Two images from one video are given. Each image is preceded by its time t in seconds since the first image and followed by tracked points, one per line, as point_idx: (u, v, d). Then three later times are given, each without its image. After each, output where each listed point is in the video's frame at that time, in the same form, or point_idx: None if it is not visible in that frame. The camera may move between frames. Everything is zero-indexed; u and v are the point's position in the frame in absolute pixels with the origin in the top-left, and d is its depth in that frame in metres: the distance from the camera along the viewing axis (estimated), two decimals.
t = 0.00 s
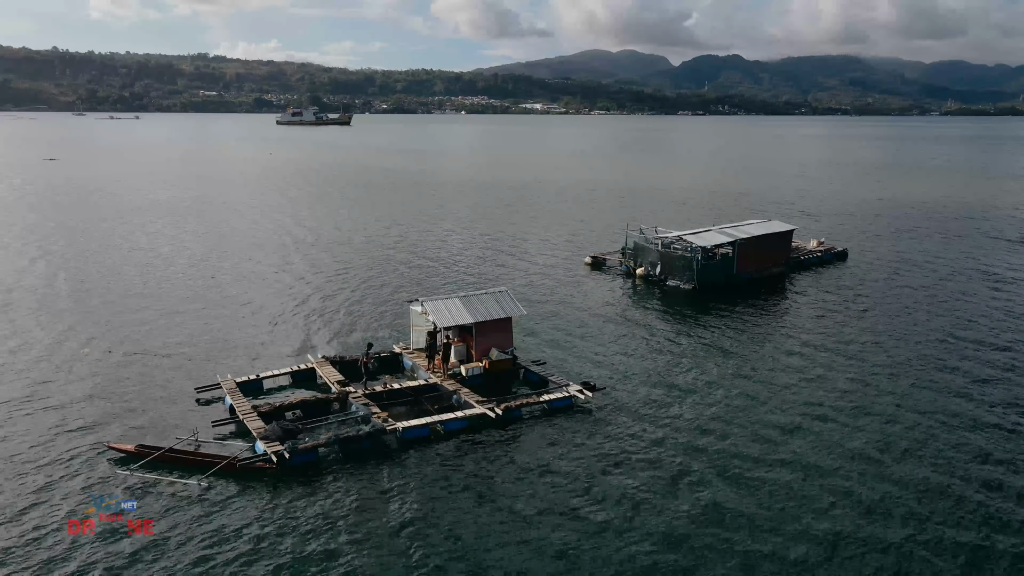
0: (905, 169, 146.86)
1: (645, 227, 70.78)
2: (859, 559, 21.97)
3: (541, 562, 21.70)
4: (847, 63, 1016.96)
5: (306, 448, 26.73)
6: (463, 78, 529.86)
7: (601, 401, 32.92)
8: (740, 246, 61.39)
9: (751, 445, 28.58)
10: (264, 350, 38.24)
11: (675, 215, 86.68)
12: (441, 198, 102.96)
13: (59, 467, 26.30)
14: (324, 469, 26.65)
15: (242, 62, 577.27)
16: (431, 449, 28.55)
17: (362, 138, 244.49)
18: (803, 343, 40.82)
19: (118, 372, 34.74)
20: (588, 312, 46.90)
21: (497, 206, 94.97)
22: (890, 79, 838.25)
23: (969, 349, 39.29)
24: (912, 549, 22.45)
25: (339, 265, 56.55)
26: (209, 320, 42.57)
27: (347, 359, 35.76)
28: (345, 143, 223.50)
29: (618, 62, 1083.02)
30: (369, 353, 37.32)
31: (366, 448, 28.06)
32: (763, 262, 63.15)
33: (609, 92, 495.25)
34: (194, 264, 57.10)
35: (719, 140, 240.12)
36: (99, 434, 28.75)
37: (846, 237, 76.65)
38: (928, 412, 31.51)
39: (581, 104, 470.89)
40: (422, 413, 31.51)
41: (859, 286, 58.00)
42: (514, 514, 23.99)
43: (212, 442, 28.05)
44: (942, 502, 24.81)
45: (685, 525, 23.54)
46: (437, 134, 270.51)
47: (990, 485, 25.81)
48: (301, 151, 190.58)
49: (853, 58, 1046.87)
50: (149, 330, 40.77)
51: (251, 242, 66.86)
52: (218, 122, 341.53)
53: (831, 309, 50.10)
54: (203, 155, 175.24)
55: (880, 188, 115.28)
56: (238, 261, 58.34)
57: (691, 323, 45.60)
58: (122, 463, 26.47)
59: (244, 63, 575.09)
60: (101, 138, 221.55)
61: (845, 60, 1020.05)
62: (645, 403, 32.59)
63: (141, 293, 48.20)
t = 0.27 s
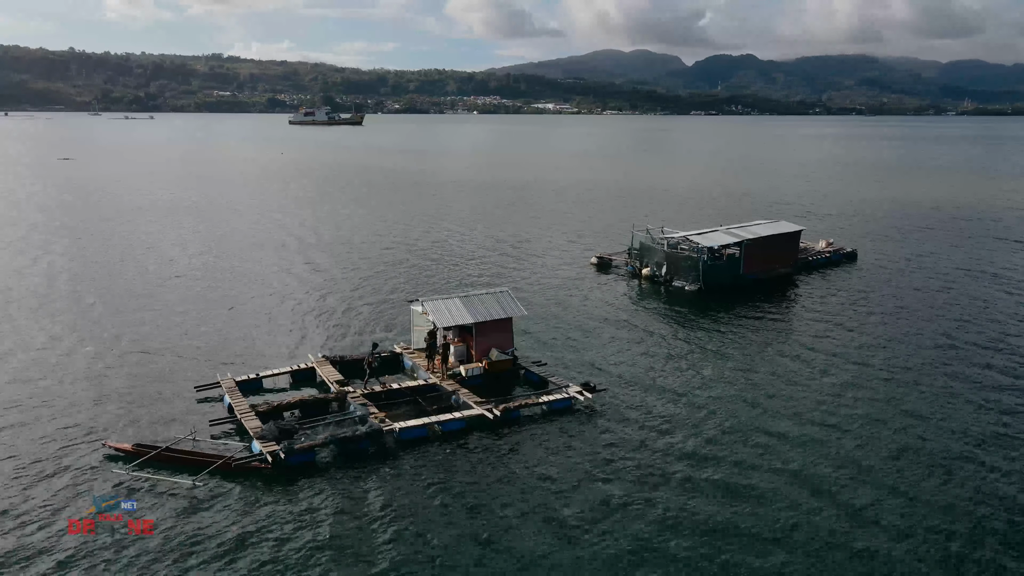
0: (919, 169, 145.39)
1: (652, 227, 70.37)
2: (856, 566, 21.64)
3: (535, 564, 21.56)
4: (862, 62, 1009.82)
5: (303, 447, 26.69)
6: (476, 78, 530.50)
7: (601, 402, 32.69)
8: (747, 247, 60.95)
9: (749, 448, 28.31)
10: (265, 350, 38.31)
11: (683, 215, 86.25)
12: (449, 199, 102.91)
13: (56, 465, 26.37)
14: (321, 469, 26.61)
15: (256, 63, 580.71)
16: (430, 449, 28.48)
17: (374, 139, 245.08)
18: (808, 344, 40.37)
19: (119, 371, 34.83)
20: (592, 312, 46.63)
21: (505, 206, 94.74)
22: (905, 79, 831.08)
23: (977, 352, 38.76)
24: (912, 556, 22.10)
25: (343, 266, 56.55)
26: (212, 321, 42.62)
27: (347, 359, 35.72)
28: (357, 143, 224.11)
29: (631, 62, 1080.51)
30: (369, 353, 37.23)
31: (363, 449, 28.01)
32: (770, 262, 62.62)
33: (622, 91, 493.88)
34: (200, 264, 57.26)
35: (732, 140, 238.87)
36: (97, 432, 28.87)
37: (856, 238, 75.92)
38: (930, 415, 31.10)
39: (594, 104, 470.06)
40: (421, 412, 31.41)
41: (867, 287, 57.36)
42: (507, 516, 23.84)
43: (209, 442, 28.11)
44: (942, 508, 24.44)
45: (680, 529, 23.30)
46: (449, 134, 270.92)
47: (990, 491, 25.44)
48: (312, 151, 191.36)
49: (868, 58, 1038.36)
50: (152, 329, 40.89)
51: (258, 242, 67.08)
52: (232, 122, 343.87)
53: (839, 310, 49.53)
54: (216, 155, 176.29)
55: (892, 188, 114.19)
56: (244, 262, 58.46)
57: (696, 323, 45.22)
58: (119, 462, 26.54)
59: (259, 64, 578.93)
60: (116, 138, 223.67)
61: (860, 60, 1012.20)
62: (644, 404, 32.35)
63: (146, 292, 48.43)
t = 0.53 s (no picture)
0: (934, 170, 143.75)
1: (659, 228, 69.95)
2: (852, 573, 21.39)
3: (526, 567, 21.46)
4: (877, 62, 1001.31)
5: (298, 447, 26.66)
6: (488, 78, 530.20)
7: (601, 404, 32.49)
8: (754, 247, 60.40)
9: (746, 453, 27.97)
10: (265, 349, 38.32)
11: (692, 215, 85.72)
12: (458, 199, 102.73)
13: (53, 463, 26.47)
14: (317, 469, 26.57)
15: (270, 62, 583.42)
16: (427, 450, 28.38)
17: (386, 139, 245.52)
18: (813, 347, 39.94)
19: (121, 370, 34.96)
20: (595, 313, 46.34)
21: (514, 206, 94.45)
22: (921, 79, 823.19)
23: (985, 356, 38.19)
24: (909, 564, 21.84)
25: (348, 265, 56.56)
26: (215, 320, 42.72)
27: (347, 359, 35.69)
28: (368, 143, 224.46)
29: (643, 62, 1077.03)
30: (370, 353, 37.19)
31: (359, 450, 27.88)
32: (778, 263, 62.06)
33: (635, 91, 492.16)
34: (207, 263, 57.50)
35: (745, 141, 237.40)
36: (95, 431, 28.93)
37: (866, 239, 75.13)
38: (931, 421, 30.70)
39: (606, 104, 468.56)
40: (419, 413, 31.33)
41: (875, 290, 56.74)
42: (499, 520, 23.65)
43: (206, 441, 28.12)
44: (941, 516, 24.09)
45: (674, 535, 23.01)
46: (460, 134, 270.92)
47: (989, 499, 25.10)
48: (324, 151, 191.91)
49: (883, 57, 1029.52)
50: (156, 328, 41.04)
51: (266, 241, 67.23)
52: (245, 121, 345.95)
53: (846, 312, 49.01)
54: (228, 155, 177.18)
55: (906, 189, 112.93)
56: (250, 261, 58.62)
57: (699, 324, 44.87)
58: (116, 460, 26.63)
59: (272, 64, 581.57)
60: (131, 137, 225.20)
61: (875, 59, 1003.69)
62: (642, 407, 32.03)
63: (151, 291, 48.65)
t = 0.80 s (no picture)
0: (948, 170, 142.29)
1: (666, 228, 69.55)
2: None
3: (520, 569, 21.32)
4: (892, 61, 993.14)
5: (295, 447, 26.61)
6: (499, 78, 530.09)
7: (601, 406, 32.29)
8: (760, 248, 59.98)
9: (744, 454, 27.75)
10: (266, 348, 38.37)
11: (700, 216, 85.19)
12: (466, 199, 102.63)
13: (51, 462, 26.57)
14: (313, 470, 26.51)
15: (282, 63, 586.22)
16: (424, 451, 28.27)
17: (397, 138, 245.85)
18: (817, 349, 39.54)
19: (123, 369, 35.07)
20: (598, 313, 46.09)
21: (522, 206, 94.20)
22: (937, 79, 815.57)
23: (993, 359, 37.66)
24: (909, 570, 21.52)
25: (353, 265, 56.55)
26: (217, 319, 42.80)
27: (347, 359, 35.66)
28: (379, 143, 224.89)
29: (655, 62, 1073.58)
30: (370, 353, 37.14)
31: (356, 449, 27.83)
32: (785, 264, 61.55)
33: (646, 91, 490.34)
34: (212, 263, 57.70)
35: (757, 141, 235.92)
36: (93, 430, 29.04)
37: (875, 239, 74.45)
38: (932, 423, 30.47)
39: (618, 104, 467.27)
40: (418, 413, 31.24)
41: (883, 291, 56.15)
42: (494, 520, 23.58)
43: (204, 441, 28.15)
44: (938, 518, 23.90)
45: (669, 537, 22.87)
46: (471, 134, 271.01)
47: (989, 501, 24.87)
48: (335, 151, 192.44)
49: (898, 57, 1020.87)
50: (159, 327, 41.17)
51: (272, 241, 67.38)
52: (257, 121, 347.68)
53: (853, 313, 48.49)
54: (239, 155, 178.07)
55: (919, 190, 111.74)
56: (256, 261, 58.76)
57: (703, 325, 44.55)
58: (114, 460, 26.72)
59: (284, 65, 584.05)
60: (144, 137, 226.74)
61: (890, 59, 995.38)
62: (642, 408, 31.86)
63: (157, 290, 48.83)
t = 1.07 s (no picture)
0: (962, 171, 140.89)
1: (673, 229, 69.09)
2: None
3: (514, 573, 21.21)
4: (907, 60, 984.53)
5: (291, 447, 26.55)
6: (511, 78, 530.00)
7: (601, 407, 32.06)
8: (767, 249, 59.51)
9: (742, 458, 27.43)
10: (267, 348, 38.43)
11: (709, 216, 84.67)
12: (474, 199, 102.51)
13: (49, 460, 26.67)
14: (309, 470, 26.44)
15: (295, 63, 589.05)
16: (421, 451, 28.14)
17: (408, 138, 246.11)
18: (822, 351, 39.13)
19: (125, 368, 35.16)
20: (602, 314, 45.82)
21: (530, 207, 94.00)
22: (953, 79, 807.86)
23: (1000, 363, 37.16)
24: None
25: (358, 266, 56.56)
26: (221, 318, 42.87)
27: (347, 359, 35.62)
28: (390, 142, 225.27)
29: (667, 62, 1069.92)
30: (371, 353, 37.10)
31: (353, 450, 27.73)
32: (792, 265, 61.02)
33: (659, 91, 488.49)
34: (218, 262, 57.85)
35: (770, 141, 234.46)
36: (92, 429, 29.13)
37: (886, 241, 73.74)
38: (936, 427, 29.98)
39: (630, 104, 466.01)
40: (416, 413, 31.12)
41: (892, 294, 55.57)
42: (485, 523, 23.43)
43: (203, 440, 28.15)
44: (936, 526, 23.53)
45: (660, 543, 22.61)
46: (482, 134, 270.99)
47: (990, 510, 24.42)
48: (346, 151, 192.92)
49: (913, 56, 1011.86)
50: (163, 326, 41.26)
51: (279, 241, 67.53)
52: (270, 121, 349.61)
53: (860, 315, 48.01)
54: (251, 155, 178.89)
55: (932, 191, 110.63)
56: (261, 260, 58.86)
57: (707, 326, 44.23)
58: (112, 459, 26.78)
59: (296, 65, 586.80)
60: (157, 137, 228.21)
61: (905, 58, 986.82)
62: (641, 410, 31.57)
63: (162, 290, 48.97)
